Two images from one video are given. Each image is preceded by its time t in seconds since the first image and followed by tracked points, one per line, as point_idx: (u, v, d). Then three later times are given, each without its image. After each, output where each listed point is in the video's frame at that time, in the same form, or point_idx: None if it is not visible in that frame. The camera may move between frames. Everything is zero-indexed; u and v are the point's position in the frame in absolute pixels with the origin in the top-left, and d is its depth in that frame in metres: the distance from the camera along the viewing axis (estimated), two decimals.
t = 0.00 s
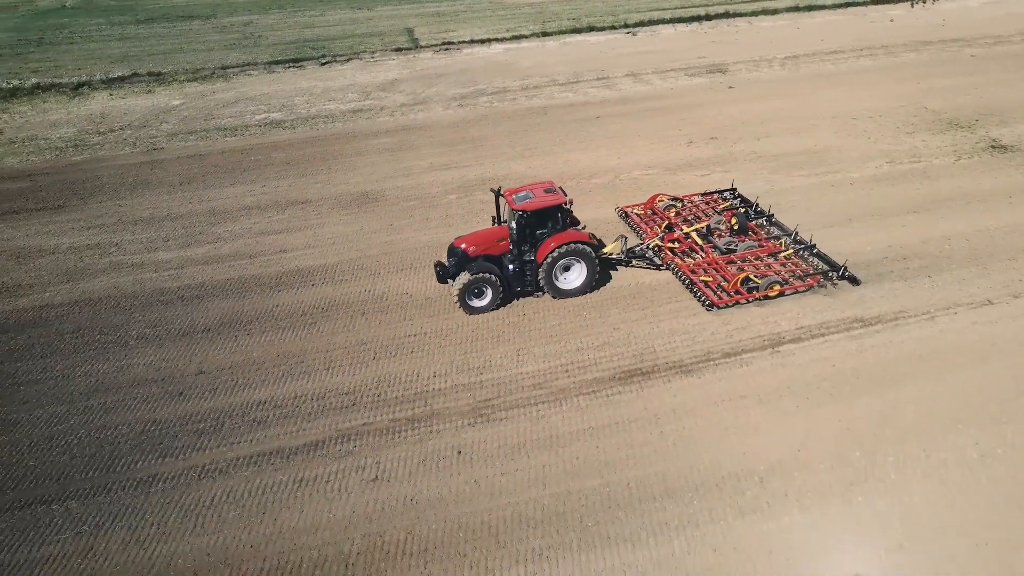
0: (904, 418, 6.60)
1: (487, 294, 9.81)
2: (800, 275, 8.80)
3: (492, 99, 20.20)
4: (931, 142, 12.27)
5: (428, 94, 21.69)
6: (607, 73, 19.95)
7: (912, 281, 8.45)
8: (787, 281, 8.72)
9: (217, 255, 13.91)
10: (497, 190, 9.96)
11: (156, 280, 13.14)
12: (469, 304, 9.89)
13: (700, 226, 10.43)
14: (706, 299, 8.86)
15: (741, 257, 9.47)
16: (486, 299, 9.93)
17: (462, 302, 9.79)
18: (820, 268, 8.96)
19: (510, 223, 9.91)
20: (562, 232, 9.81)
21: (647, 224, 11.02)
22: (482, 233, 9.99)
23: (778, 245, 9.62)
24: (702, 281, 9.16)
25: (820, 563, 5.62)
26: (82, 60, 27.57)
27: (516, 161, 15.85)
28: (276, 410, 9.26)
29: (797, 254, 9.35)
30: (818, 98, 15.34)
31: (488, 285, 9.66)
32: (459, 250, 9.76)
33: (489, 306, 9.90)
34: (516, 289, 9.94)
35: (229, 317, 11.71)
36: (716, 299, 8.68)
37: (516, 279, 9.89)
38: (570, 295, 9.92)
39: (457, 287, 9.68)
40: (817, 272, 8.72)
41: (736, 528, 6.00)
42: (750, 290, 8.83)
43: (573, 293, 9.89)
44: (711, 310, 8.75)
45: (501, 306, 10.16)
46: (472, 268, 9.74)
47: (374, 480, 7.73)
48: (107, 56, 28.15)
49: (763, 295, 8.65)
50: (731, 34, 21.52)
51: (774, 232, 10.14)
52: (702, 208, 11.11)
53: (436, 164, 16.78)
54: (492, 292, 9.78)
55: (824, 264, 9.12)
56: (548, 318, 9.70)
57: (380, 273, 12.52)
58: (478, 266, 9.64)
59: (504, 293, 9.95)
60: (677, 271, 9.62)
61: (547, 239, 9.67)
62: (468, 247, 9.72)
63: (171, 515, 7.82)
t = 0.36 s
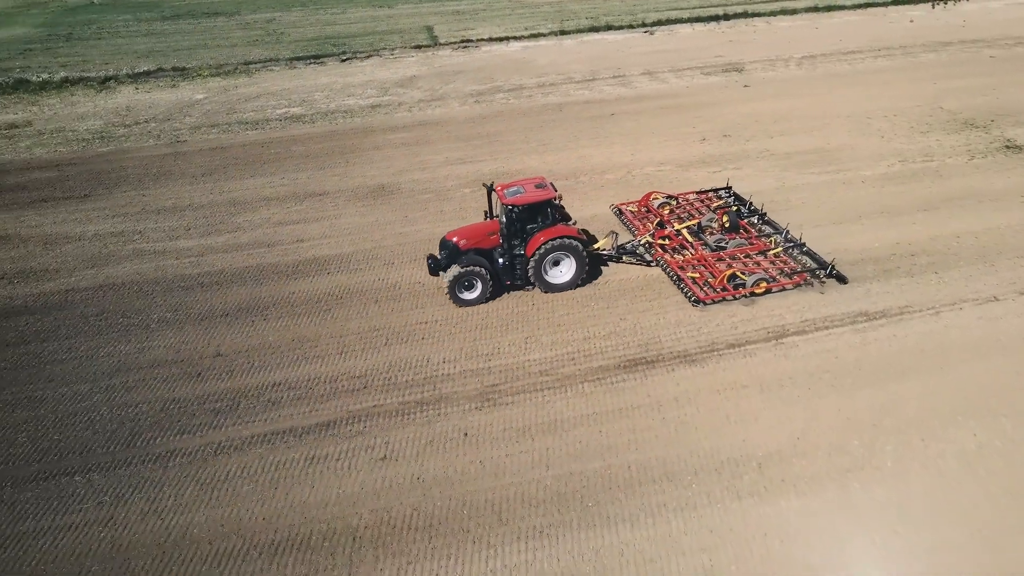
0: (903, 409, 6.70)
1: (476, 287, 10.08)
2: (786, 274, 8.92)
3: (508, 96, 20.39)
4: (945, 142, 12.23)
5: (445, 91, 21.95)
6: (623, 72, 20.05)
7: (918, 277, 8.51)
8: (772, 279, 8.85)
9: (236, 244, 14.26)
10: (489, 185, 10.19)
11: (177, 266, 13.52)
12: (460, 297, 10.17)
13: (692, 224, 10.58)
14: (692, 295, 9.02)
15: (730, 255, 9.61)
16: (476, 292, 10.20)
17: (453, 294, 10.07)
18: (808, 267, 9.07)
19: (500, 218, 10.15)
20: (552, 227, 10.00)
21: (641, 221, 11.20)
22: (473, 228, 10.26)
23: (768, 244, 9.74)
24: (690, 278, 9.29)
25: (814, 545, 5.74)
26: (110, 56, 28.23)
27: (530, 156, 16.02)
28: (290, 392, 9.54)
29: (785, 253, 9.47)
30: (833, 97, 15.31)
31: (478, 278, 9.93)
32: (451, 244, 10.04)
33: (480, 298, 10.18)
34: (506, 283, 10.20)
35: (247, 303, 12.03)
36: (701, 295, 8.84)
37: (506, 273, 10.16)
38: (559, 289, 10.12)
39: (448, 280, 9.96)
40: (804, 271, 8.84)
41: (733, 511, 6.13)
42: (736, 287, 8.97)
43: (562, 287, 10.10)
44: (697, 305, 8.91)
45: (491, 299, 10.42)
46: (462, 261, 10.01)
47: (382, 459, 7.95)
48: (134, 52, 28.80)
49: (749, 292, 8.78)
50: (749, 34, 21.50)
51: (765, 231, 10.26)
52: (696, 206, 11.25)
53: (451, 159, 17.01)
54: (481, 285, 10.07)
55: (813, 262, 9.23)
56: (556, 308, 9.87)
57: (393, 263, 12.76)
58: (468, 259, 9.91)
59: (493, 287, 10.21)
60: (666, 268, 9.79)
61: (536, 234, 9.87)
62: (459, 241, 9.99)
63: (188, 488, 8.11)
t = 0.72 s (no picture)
0: (901, 402, 6.85)
1: (466, 280, 10.30)
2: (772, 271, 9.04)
3: (524, 93, 20.56)
4: (959, 141, 12.20)
5: (462, 88, 22.19)
6: (639, 70, 20.13)
7: (924, 274, 8.60)
8: (757, 276, 8.99)
9: (255, 233, 14.60)
10: (481, 181, 10.45)
11: (197, 254, 13.88)
12: (450, 290, 10.39)
13: (684, 221, 10.74)
14: (678, 291, 9.20)
15: (719, 252, 9.76)
16: (466, 285, 10.41)
17: (443, 287, 10.29)
18: (795, 265, 9.18)
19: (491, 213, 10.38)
20: (541, 222, 10.21)
21: (634, 219, 11.39)
22: (465, 222, 10.50)
23: (757, 242, 9.87)
24: (677, 274, 9.51)
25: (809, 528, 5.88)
26: (136, 51, 28.86)
27: (544, 152, 16.18)
28: (302, 375, 9.80)
29: (773, 251, 9.59)
30: (848, 96, 15.29)
31: (467, 271, 10.15)
32: (442, 237, 10.29)
33: (469, 291, 10.40)
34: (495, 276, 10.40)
35: (263, 290, 12.34)
36: (686, 291, 9.02)
37: (496, 266, 10.41)
38: (547, 284, 10.31)
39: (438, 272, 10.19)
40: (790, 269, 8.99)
41: (730, 495, 6.27)
42: (722, 283, 9.12)
43: (550, 282, 10.28)
44: (683, 301, 9.08)
45: (481, 292, 10.63)
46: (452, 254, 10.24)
47: (390, 440, 8.16)
48: (159, 47, 29.41)
49: (735, 289, 8.94)
50: (767, 33, 21.46)
51: (754, 230, 10.38)
52: (689, 204, 11.40)
53: (466, 154, 17.22)
54: (471, 279, 10.28)
55: (801, 260, 9.34)
56: (562, 299, 10.02)
57: (406, 254, 13.00)
58: (458, 252, 10.14)
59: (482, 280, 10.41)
60: (655, 264, 9.98)
61: (525, 229, 10.09)
62: (449, 234, 10.23)
63: (202, 464, 8.39)
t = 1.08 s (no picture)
0: (900, 396, 6.91)
1: (454, 274, 10.51)
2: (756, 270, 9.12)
3: (539, 91, 20.71)
4: (973, 142, 12.16)
5: (479, 85, 22.38)
6: (655, 69, 20.18)
7: (929, 272, 8.63)
8: (741, 274, 9.08)
9: (271, 225, 14.90)
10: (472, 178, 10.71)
11: (215, 244, 14.21)
12: (439, 284, 10.60)
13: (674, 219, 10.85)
14: (662, 289, 9.35)
15: (706, 250, 9.87)
16: (454, 280, 10.62)
17: (432, 281, 10.51)
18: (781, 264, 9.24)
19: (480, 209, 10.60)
20: (530, 219, 10.40)
21: (626, 217, 11.55)
22: (455, 218, 10.75)
23: (745, 241, 9.94)
24: (664, 272, 9.64)
25: (803, 516, 5.97)
26: (161, 47, 29.46)
27: (557, 149, 16.30)
28: (312, 360, 10.03)
29: (759, 251, 9.66)
30: (862, 97, 15.25)
31: (455, 266, 10.36)
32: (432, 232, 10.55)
33: (458, 285, 10.61)
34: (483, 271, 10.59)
35: (278, 279, 12.61)
36: (670, 288, 9.16)
37: (484, 261, 10.61)
38: (535, 279, 10.46)
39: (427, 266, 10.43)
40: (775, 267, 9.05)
41: (726, 482, 6.37)
42: (707, 281, 9.23)
43: (538, 278, 10.44)
44: (667, 298, 9.23)
45: (470, 287, 10.82)
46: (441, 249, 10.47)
47: (395, 423, 8.35)
48: (184, 44, 30.00)
49: (719, 286, 9.05)
50: (785, 34, 21.40)
51: (743, 229, 10.45)
52: (681, 202, 11.50)
53: (480, 150, 17.40)
54: (459, 273, 10.48)
55: (788, 259, 9.40)
56: (568, 292, 10.14)
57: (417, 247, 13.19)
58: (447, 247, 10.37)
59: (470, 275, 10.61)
60: (643, 261, 10.13)
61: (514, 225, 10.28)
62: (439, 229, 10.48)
63: (214, 443, 8.65)
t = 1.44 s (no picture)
0: (898, 391, 6.94)
1: (444, 269, 10.68)
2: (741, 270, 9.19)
3: (553, 90, 20.80)
4: (986, 143, 12.06)
5: (493, 84, 22.52)
6: (669, 69, 20.18)
7: (934, 272, 8.61)
8: (725, 273, 9.16)
9: (284, 218, 15.15)
10: (462, 174, 10.84)
11: (230, 236, 14.49)
12: (429, 279, 10.77)
13: (665, 219, 10.91)
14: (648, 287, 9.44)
15: (694, 249, 9.94)
16: (444, 274, 10.79)
17: (422, 276, 10.69)
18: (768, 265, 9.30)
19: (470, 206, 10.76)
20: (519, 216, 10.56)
21: (617, 216, 11.62)
22: (446, 214, 10.91)
23: (733, 241, 10.00)
24: (650, 270, 9.73)
25: (795, 507, 6.02)
26: (184, 45, 30.00)
27: (569, 147, 16.38)
28: (320, 349, 10.23)
29: (746, 251, 9.74)
30: (877, 97, 15.15)
31: (445, 261, 10.54)
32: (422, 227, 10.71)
33: (447, 280, 10.75)
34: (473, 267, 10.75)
35: (289, 271, 12.84)
36: (655, 287, 9.26)
37: (473, 257, 10.78)
38: (524, 276, 10.64)
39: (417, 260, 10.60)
40: (761, 267, 9.12)
41: (720, 472, 6.45)
42: (692, 281, 9.31)
43: (527, 274, 10.62)
44: (652, 296, 9.33)
45: (460, 282, 11.00)
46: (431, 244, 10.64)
47: (398, 411, 8.50)
48: (206, 41, 30.52)
49: (705, 285, 9.15)
50: (802, 35, 21.27)
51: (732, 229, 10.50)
52: (673, 202, 11.54)
53: (492, 147, 17.53)
54: (449, 268, 10.65)
55: (775, 260, 9.45)
56: (573, 287, 10.23)
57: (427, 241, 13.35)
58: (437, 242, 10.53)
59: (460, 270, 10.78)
60: (631, 260, 10.22)
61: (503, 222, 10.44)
62: (429, 225, 10.64)
63: (222, 426, 8.86)
